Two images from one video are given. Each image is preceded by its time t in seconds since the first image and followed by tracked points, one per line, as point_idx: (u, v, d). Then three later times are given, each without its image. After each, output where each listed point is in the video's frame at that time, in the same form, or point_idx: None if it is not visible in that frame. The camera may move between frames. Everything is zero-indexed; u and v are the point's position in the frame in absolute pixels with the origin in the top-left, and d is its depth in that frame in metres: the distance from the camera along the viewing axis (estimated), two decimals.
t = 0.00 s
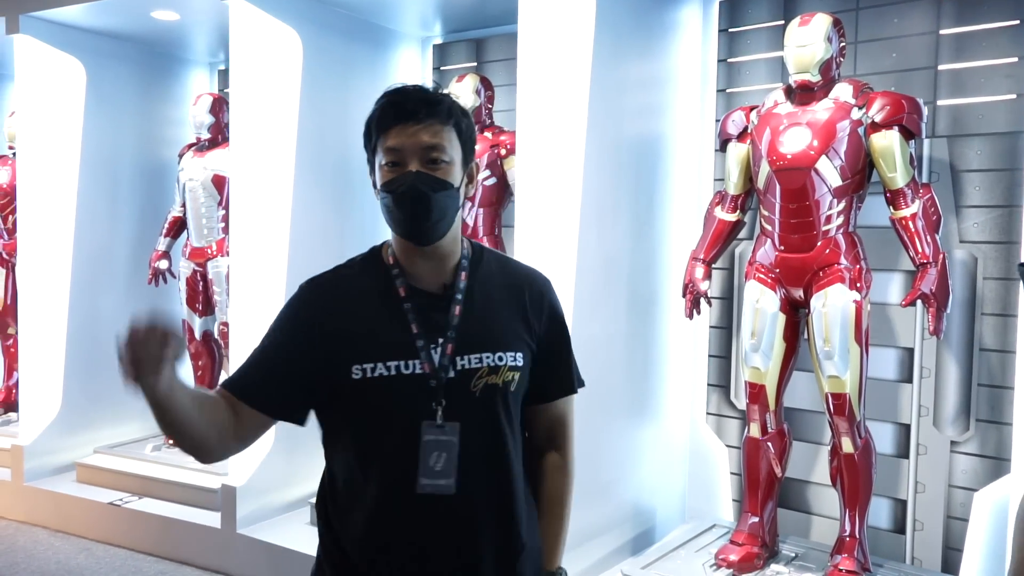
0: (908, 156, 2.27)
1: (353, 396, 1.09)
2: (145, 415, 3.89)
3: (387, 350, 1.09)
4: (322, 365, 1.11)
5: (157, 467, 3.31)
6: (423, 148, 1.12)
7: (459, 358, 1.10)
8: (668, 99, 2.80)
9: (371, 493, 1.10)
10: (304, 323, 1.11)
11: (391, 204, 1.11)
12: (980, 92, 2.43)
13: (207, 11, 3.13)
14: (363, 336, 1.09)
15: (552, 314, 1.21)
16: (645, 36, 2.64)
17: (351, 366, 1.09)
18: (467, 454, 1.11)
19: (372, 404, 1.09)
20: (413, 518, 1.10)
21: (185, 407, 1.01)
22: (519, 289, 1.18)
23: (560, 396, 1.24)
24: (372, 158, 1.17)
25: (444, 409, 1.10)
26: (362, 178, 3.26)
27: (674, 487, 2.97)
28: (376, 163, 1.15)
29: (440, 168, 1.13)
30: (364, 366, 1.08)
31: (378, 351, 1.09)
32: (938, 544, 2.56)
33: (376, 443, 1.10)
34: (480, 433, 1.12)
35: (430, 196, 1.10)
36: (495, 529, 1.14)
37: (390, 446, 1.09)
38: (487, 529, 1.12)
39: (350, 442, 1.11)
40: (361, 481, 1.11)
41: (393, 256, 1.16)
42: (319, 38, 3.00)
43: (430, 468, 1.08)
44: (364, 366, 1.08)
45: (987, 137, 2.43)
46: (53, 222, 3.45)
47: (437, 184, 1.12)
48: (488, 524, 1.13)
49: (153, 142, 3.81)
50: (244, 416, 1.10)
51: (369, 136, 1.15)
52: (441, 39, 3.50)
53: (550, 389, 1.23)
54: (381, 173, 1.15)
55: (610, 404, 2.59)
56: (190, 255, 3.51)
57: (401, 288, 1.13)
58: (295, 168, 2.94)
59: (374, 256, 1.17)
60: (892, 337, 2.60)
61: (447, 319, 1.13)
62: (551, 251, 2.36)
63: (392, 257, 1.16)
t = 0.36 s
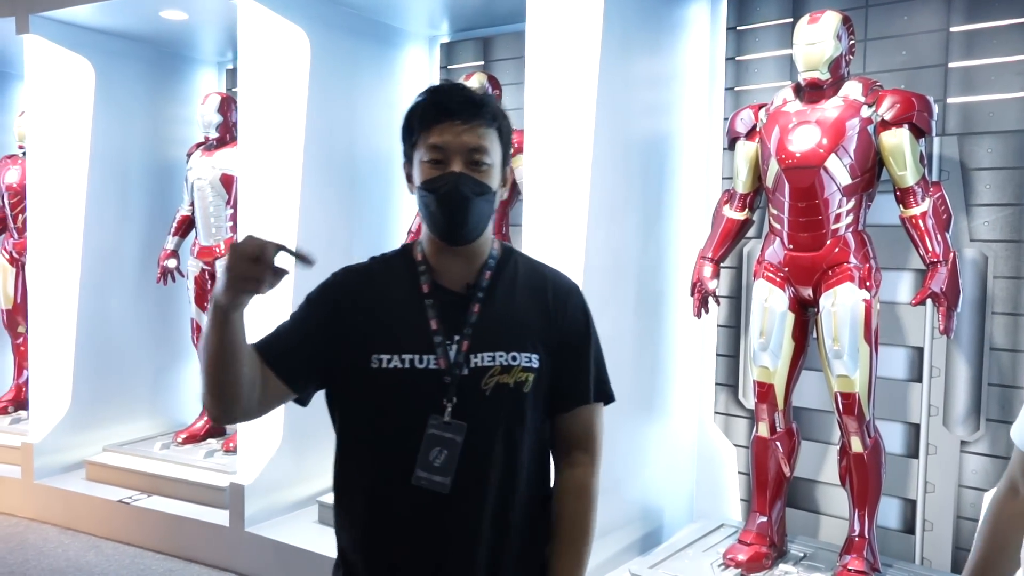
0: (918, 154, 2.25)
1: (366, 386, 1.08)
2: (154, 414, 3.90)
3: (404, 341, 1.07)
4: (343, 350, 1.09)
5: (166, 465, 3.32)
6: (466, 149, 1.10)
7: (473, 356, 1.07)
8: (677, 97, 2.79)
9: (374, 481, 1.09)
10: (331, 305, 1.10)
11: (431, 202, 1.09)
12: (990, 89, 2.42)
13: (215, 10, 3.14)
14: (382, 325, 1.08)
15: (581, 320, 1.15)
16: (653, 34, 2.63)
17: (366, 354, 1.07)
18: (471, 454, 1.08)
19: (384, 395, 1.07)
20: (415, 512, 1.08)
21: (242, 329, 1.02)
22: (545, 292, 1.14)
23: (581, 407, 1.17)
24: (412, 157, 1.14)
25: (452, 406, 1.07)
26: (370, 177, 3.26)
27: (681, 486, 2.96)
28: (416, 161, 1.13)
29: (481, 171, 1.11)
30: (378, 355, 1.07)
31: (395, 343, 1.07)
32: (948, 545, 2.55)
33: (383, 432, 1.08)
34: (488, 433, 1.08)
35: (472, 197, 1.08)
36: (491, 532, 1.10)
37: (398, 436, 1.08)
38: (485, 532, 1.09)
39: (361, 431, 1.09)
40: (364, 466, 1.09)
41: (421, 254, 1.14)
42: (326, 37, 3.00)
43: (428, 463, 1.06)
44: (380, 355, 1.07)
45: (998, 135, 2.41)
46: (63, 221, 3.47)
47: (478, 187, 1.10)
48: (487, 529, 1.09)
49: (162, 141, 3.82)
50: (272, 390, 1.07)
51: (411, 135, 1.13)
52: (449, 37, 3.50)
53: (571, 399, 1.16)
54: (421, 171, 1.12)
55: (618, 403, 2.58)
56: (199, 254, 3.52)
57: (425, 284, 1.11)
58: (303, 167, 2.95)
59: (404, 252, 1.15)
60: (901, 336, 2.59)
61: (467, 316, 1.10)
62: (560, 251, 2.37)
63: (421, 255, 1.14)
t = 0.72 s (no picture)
0: (927, 156, 2.24)
1: (447, 381, 1.10)
2: (164, 417, 3.91)
3: (485, 339, 1.10)
4: (421, 345, 1.12)
5: (175, 468, 3.32)
6: (574, 158, 1.11)
7: (551, 359, 1.10)
8: (685, 100, 2.79)
9: (452, 477, 1.11)
10: (417, 299, 1.13)
11: (539, 209, 1.10)
12: (1000, 91, 2.41)
13: (224, 15, 3.15)
14: (466, 322, 1.11)
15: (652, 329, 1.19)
16: (661, 37, 2.63)
17: (446, 350, 1.10)
18: (550, 452, 1.11)
19: (464, 391, 1.10)
20: (490, 507, 1.10)
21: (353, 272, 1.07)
22: (618, 298, 1.17)
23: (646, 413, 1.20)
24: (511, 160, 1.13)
25: (532, 406, 1.10)
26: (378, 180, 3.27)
27: (691, 487, 2.92)
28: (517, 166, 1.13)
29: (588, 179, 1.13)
30: (460, 351, 1.09)
31: (478, 342, 1.10)
32: (959, 549, 2.53)
33: (464, 427, 1.10)
34: (563, 434, 1.11)
35: (581, 205, 1.10)
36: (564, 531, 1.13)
37: (476, 432, 1.10)
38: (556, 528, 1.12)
39: (439, 425, 1.11)
40: (441, 461, 1.12)
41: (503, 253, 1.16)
42: (334, 41, 3.01)
43: (514, 461, 1.08)
44: (461, 349, 1.10)
45: (1008, 137, 2.40)
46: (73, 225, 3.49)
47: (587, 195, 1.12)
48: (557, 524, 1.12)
49: (172, 146, 3.84)
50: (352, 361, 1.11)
51: (516, 136, 1.12)
52: (456, 41, 3.51)
53: (638, 402, 1.19)
54: (523, 176, 1.12)
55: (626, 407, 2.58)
56: (208, 258, 3.53)
57: (506, 285, 1.13)
58: (311, 170, 2.96)
59: (487, 252, 1.16)
60: (911, 339, 2.58)
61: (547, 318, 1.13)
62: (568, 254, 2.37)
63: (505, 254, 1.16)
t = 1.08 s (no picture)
0: (927, 169, 2.25)
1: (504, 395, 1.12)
2: (164, 428, 3.91)
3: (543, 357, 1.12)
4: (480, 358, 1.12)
5: (175, 480, 3.31)
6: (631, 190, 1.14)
7: (602, 381, 1.14)
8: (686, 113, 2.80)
9: (500, 491, 1.13)
10: (480, 315, 1.13)
11: (590, 233, 1.13)
12: (999, 104, 2.42)
13: (226, 27, 3.17)
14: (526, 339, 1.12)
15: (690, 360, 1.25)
16: (662, 50, 2.64)
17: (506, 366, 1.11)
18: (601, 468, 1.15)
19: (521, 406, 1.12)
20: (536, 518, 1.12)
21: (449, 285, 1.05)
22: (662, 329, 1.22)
23: (675, 434, 1.28)
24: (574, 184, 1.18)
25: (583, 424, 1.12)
26: (379, 191, 3.27)
27: (692, 501, 2.89)
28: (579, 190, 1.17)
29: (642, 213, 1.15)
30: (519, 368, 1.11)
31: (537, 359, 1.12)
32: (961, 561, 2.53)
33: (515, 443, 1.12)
34: (609, 452, 1.15)
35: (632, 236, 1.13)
36: (602, 541, 1.18)
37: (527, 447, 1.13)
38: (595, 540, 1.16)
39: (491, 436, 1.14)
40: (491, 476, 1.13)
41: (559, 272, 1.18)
42: (334, 53, 3.02)
43: (575, 476, 1.10)
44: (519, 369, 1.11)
45: (1007, 149, 2.41)
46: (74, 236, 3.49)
47: (638, 226, 1.14)
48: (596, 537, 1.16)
49: (174, 157, 3.85)
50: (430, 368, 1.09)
51: (579, 163, 1.17)
52: (457, 53, 3.52)
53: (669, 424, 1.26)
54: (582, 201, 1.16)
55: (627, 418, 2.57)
56: (208, 269, 3.53)
57: (562, 304, 1.16)
58: (313, 181, 2.97)
59: (544, 268, 1.19)
60: (912, 351, 2.58)
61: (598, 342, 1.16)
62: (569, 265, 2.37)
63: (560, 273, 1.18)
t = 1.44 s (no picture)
0: (923, 173, 2.25)
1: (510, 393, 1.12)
2: (162, 434, 3.90)
3: (551, 360, 1.12)
4: (487, 354, 1.13)
5: (173, 485, 3.31)
6: (658, 204, 1.12)
7: (609, 391, 1.13)
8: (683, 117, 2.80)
9: (499, 487, 1.13)
10: (490, 309, 1.14)
11: (614, 245, 1.12)
12: (996, 108, 2.42)
13: (224, 32, 3.17)
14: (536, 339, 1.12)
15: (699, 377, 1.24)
16: (659, 56, 2.65)
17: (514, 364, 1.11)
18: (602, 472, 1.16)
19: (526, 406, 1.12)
20: (532, 516, 1.13)
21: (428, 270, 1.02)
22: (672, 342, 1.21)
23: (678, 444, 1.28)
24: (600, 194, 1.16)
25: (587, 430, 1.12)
26: (377, 195, 3.28)
27: (690, 506, 2.90)
28: (605, 201, 1.15)
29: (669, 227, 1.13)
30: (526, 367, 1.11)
31: (547, 361, 1.12)
32: (958, 566, 2.53)
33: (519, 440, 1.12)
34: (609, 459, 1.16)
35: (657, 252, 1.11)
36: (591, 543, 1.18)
37: (530, 449, 1.12)
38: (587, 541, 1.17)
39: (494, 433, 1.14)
40: (492, 470, 1.14)
41: (578, 277, 1.17)
42: (332, 58, 3.03)
43: (574, 483, 1.12)
44: (528, 366, 1.11)
45: (1004, 154, 2.42)
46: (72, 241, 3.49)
47: (665, 242, 1.11)
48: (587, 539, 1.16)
49: (172, 162, 3.86)
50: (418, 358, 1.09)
51: (607, 174, 1.15)
52: (455, 58, 3.53)
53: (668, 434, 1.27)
54: (606, 212, 1.15)
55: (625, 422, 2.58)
56: (206, 273, 3.53)
57: (576, 310, 1.15)
58: (311, 186, 2.97)
59: (563, 271, 1.19)
60: (909, 355, 2.58)
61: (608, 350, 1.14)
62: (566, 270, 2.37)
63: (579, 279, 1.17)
